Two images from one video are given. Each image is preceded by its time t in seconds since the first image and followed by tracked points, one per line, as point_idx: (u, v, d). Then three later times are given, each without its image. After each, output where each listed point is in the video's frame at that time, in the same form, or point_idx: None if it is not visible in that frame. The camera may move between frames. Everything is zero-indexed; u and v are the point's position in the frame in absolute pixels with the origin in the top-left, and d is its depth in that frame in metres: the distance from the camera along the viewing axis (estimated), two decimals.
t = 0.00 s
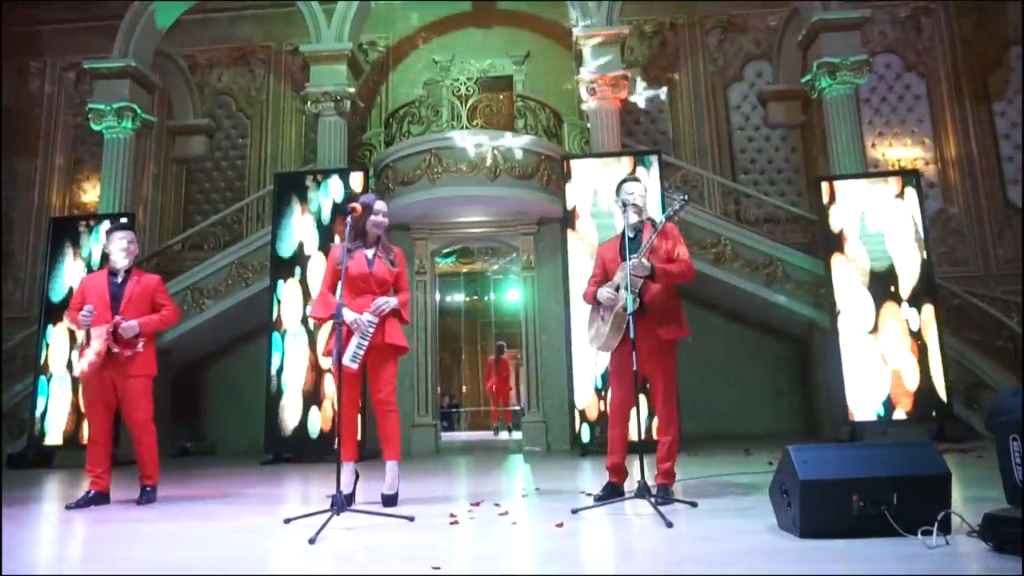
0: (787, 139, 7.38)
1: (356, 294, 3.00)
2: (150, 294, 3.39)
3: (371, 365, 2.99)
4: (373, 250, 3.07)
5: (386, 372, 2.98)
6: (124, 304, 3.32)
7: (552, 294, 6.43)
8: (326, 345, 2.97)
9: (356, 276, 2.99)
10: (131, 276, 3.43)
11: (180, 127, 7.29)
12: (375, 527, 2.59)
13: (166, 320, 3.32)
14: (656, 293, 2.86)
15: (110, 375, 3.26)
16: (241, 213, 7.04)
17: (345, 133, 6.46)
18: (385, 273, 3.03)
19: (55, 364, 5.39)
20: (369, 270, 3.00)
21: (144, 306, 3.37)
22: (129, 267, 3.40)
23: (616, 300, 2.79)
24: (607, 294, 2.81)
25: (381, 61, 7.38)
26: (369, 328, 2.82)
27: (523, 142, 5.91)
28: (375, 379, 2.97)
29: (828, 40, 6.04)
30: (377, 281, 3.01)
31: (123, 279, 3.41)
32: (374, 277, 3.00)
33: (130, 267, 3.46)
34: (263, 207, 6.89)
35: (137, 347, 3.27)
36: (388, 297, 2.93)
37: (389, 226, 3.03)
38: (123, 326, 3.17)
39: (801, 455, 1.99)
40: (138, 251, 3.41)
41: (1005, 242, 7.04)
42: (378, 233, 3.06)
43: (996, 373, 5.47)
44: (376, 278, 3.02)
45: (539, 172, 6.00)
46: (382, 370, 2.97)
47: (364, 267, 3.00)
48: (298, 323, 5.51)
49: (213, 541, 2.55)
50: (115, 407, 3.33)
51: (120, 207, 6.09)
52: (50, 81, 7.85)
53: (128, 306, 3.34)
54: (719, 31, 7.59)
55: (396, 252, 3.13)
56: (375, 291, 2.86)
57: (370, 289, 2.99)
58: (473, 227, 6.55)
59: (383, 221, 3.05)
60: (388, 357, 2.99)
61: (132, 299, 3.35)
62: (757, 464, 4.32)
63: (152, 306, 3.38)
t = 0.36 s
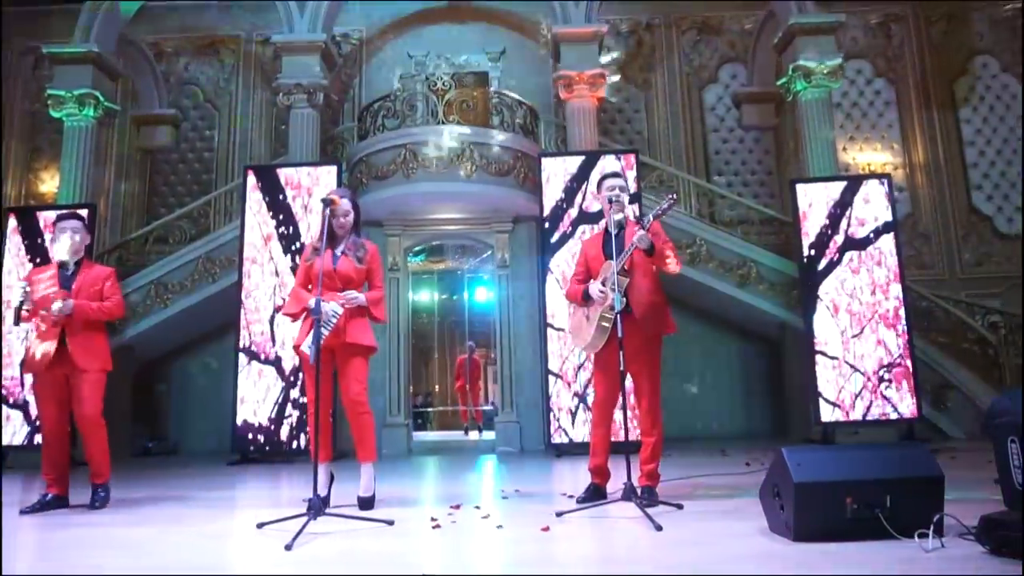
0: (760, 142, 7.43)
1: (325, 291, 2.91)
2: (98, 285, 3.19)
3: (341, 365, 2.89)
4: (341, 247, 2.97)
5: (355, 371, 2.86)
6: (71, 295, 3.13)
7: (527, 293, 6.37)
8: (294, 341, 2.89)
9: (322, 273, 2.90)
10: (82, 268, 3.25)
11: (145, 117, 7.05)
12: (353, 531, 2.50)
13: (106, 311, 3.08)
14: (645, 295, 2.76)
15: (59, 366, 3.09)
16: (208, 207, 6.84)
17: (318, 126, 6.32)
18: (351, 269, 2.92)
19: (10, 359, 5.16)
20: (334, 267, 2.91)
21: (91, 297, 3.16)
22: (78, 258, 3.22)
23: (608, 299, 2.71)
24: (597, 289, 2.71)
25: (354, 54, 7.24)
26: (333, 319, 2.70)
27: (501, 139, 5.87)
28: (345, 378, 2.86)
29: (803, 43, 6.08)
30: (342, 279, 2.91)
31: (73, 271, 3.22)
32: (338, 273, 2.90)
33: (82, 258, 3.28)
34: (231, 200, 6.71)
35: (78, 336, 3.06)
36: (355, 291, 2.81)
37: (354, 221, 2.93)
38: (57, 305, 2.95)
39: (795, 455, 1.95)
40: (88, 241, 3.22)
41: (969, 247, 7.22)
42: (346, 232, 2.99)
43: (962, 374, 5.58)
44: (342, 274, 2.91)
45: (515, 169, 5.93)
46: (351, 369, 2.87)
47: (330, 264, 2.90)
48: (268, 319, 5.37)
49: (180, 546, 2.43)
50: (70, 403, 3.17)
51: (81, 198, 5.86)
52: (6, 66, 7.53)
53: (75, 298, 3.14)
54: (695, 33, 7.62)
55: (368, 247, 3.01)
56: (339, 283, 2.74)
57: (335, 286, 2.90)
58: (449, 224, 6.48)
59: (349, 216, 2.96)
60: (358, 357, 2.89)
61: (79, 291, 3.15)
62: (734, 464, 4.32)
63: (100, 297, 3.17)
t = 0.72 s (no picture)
0: (735, 145, 7.47)
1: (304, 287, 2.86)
2: (56, 278, 3.02)
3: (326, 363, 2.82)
4: (319, 240, 2.90)
5: (337, 369, 2.78)
6: (26, 290, 2.96)
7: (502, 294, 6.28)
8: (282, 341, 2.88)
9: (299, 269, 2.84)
10: (37, 259, 3.07)
11: (108, 107, 6.79)
12: (333, 540, 2.39)
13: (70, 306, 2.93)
14: (633, 290, 2.70)
15: (15, 364, 2.93)
16: (174, 201, 6.63)
17: (290, 119, 6.16)
18: (327, 262, 2.84)
19: None
20: (310, 262, 2.84)
21: (48, 292, 2.99)
22: (34, 249, 3.05)
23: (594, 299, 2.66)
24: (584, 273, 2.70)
25: (327, 48, 7.08)
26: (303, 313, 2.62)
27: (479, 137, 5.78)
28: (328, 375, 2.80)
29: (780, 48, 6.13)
30: (318, 273, 2.83)
31: (28, 263, 3.04)
32: (313, 267, 2.83)
33: (37, 249, 3.10)
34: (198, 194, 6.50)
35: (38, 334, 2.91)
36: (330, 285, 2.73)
37: (325, 211, 2.82)
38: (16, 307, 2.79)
39: (795, 461, 1.90)
40: (42, 230, 3.04)
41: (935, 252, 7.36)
42: (323, 224, 2.91)
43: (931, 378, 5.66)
44: (319, 268, 2.84)
45: (491, 167, 5.79)
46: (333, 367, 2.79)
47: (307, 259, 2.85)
48: (236, 318, 5.20)
49: (148, 556, 2.29)
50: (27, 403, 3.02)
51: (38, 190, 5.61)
52: None
53: (31, 293, 2.97)
54: (671, 35, 7.63)
55: (346, 237, 2.91)
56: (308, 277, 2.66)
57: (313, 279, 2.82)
58: (425, 222, 6.36)
59: (322, 207, 2.86)
60: (340, 354, 2.81)
61: (35, 285, 2.98)
62: (714, 466, 4.31)
63: (59, 292, 3.00)
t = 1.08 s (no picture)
0: (714, 149, 7.52)
1: (295, 287, 2.79)
2: (23, 270, 2.85)
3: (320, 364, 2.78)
4: (310, 237, 2.84)
5: (334, 368, 2.75)
6: None
7: (481, 296, 6.20)
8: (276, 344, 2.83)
9: (292, 268, 2.78)
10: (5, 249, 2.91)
11: (74, 98, 6.56)
12: (319, 548, 2.30)
13: (40, 303, 2.79)
14: (626, 292, 2.68)
15: None
16: (143, 196, 6.43)
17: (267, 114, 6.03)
18: (321, 260, 2.80)
19: None
20: (302, 260, 2.79)
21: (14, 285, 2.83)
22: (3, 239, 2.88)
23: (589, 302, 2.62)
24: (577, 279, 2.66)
25: (304, 43, 6.96)
26: (302, 312, 2.59)
27: (460, 135, 5.70)
28: (323, 376, 2.75)
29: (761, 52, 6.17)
30: (312, 271, 2.78)
31: None
32: (307, 265, 2.78)
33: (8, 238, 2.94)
34: (168, 190, 6.31)
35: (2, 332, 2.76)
36: (327, 282, 2.68)
37: (315, 207, 2.76)
38: None
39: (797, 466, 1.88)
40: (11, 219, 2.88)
41: (907, 258, 7.49)
42: (312, 220, 2.84)
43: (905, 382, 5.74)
44: (312, 267, 2.79)
45: (473, 166, 5.75)
46: (328, 368, 2.75)
47: (299, 258, 2.79)
48: (209, 317, 5.05)
49: (121, 566, 2.18)
50: None
51: None
52: None
53: None
54: (651, 38, 7.65)
55: (338, 234, 2.88)
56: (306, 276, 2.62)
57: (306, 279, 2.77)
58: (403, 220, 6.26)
59: (312, 203, 2.79)
60: (339, 352, 2.77)
61: None
62: (696, 469, 4.29)
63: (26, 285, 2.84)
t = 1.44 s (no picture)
0: (690, 152, 7.56)
1: (285, 285, 2.68)
2: None
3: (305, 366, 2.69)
4: (301, 234, 2.75)
5: (322, 370, 2.66)
6: None
7: (459, 297, 6.09)
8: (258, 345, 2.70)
9: (281, 265, 2.66)
10: None
11: (36, 86, 6.31)
12: (302, 560, 2.20)
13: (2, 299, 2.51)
14: (617, 294, 2.71)
15: None
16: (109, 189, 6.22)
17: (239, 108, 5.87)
18: (314, 257, 2.71)
19: None
20: (294, 257, 2.68)
21: None
22: None
23: (587, 304, 2.55)
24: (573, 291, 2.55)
25: (278, 35, 6.80)
26: (299, 307, 2.52)
27: (438, 133, 5.62)
28: (310, 378, 2.66)
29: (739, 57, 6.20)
30: (305, 269, 2.68)
31: None
32: (300, 262, 2.68)
33: None
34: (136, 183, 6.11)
35: None
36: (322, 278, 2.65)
37: (307, 204, 2.71)
38: None
39: (800, 472, 1.84)
40: None
41: (877, 263, 7.61)
42: (302, 218, 2.77)
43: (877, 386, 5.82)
44: (303, 265, 2.69)
45: (453, 164, 5.69)
46: (316, 369, 2.66)
47: (290, 255, 2.69)
48: (177, 315, 4.88)
49: None
50: None
51: None
52: None
53: None
54: (629, 40, 7.65)
55: (329, 232, 2.79)
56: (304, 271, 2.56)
57: (297, 276, 2.68)
58: (378, 219, 6.10)
59: (303, 199, 2.72)
60: (330, 354, 2.68)
61: None
62: (677, 473, 4.28)
63: None
